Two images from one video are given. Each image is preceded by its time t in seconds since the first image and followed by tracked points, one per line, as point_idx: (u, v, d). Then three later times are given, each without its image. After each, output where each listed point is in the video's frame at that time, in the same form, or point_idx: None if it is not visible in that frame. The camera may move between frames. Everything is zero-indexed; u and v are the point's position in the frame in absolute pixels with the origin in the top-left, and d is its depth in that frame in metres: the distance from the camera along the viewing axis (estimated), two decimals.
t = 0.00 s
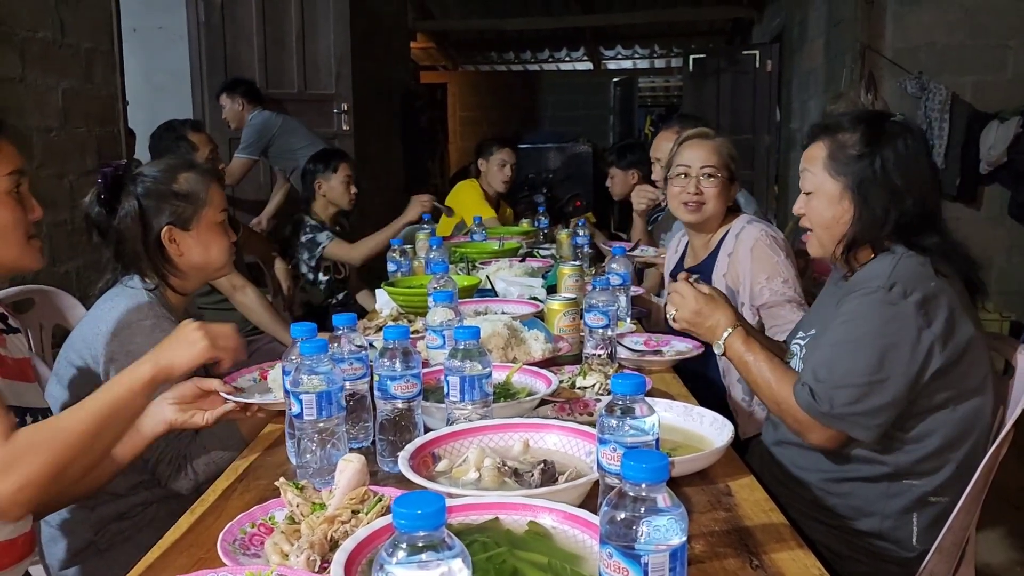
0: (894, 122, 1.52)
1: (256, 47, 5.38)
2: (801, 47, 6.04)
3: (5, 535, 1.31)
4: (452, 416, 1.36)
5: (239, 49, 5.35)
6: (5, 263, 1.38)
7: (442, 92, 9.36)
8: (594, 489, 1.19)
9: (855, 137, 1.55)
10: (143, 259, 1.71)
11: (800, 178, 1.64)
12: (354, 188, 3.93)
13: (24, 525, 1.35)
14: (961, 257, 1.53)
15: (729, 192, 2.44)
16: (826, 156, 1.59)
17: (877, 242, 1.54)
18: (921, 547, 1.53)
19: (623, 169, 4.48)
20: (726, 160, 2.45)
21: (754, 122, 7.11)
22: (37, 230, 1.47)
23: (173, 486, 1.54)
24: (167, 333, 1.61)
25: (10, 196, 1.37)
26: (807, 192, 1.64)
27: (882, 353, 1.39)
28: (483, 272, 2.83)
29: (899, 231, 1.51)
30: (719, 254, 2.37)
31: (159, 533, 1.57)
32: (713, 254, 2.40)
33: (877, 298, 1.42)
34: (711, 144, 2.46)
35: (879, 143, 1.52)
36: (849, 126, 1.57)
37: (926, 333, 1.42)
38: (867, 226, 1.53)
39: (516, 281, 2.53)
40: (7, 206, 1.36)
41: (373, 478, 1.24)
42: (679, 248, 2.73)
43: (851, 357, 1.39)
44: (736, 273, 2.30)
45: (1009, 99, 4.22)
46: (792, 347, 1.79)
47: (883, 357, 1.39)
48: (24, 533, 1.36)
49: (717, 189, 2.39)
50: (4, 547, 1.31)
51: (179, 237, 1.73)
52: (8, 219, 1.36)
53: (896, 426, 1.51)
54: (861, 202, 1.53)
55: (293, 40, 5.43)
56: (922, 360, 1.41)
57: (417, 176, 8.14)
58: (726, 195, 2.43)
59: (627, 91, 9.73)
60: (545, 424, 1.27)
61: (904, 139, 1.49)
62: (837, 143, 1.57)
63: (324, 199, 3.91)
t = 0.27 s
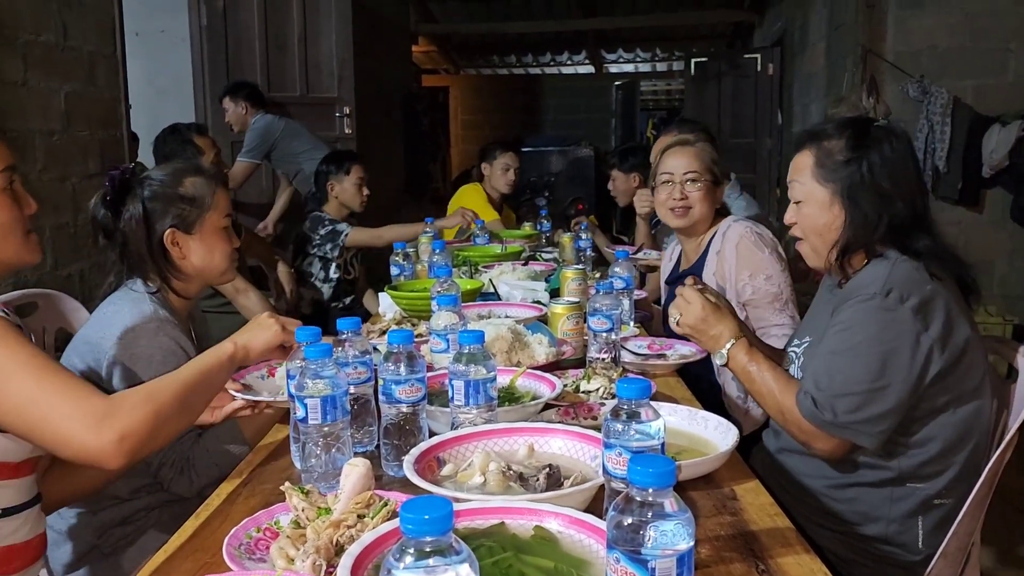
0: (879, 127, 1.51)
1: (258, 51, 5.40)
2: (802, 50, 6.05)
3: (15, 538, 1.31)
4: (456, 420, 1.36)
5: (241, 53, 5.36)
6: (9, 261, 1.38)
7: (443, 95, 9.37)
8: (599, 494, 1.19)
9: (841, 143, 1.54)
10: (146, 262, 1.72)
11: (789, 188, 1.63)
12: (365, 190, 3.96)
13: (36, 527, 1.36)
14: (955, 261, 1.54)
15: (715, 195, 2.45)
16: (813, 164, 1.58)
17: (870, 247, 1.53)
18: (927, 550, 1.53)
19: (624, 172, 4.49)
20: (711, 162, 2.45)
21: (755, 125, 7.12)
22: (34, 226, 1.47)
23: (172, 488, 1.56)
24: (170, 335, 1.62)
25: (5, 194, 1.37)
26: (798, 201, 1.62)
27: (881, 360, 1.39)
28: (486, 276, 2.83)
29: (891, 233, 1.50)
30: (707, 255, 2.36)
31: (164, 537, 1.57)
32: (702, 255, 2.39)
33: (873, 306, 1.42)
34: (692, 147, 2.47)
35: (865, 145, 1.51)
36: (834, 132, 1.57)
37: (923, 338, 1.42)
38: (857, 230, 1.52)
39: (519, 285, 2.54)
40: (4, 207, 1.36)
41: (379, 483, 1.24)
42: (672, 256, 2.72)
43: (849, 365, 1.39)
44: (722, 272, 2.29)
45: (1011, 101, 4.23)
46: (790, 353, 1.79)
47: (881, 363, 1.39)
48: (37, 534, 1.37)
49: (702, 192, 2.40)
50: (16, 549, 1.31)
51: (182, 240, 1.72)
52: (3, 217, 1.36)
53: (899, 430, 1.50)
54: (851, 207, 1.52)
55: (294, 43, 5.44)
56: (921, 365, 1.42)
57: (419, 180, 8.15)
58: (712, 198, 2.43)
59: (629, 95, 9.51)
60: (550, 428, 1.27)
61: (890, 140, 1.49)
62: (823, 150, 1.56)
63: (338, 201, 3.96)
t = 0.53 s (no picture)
0: (856, 135, 1.54)
1: (259, 54, 5.40)
2: (802, 53, 6.06)
3: (25, 541, 1.33)
4: (458, 423, 1.36)
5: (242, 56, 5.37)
6: (27, 264, 1.40)
7: (444, 98, 9.38)
8: (600, 497, 1.19)
9: (819, 152, 1.57)
10: (133, 265, 1.72)
11: (773, 199, 1.68)
12: (372, 194, 3.99)
13: (45, 530, 1.38)
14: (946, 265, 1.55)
15: (701, 199, 2.51)
16: (793, 174, 1.63)
17: (856, 253, 1.54)
18: (925, 554, 1.53)
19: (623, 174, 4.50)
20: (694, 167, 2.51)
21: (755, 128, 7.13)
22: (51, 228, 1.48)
23: (171, 489, 1.58)
24: (163, 339, 1.64)
25: (20, 199, 1.38)
26: (781, 212, 1.67)
27: (867, 365, 1.42)
28: (487, 279, 2.83)
29: (872, 241, 1.53)
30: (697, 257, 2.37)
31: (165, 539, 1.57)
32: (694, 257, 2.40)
33: (861, 313, 1.44)
34: (674, 155, 2.53)
35: (840, 154, 1.53)
36: (812, 142, 1.59)
37: (911, 345, 1.44)
38: (840, 235, 1.54)
39: (519, 288, 2.54)
40: (15, 209, 1.36)
41: (380, 486, 1.24)
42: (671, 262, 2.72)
43: (835, 369, 1.42)
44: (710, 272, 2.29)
45: (1011, 104, 4.24)
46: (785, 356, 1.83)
47: (868, 369, 1.42)
48: (46, 537, 1.39)
49: (688, 199, 2.47)
50: (26, 552, 1.34)
51: (171, 243, 1.73)
52: (14, 222, 1.35)
53: (890, 434, 1.51)
54: (830, 215, 1.54)
55: (295, 46, 5.45)
56: (908, 371, 1.44)
57: (419, 184, 8.16)
58: (699, 203, 2.51)
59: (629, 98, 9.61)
60: (552, 431, 1.27)
61: (867, 147, 1.51)
62: (802, 160, 1.60)
63: (345, 204, 3.98)
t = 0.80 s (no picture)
0: (839, 140, 1.57)
1: (259, 56, 5.41)
2: (801, 55, 6.07)
3: (32, 542, 1.35)
4: (456, 425, 1.37)
5: (241, 58, 5.37)
6: (47, 266, 1.41)
7: (443, 100, 9.39)
8: (599, 499, 1.19)
9: (801, 161, 1.61)
10: (129, 267, 1.72)
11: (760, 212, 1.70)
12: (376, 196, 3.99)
13: (49, 531, 1.39)
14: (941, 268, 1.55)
15: (680, 204, 2.69)
16: (778, 185, 1.65)
17: (848, 257, 1.56)
18: (924, 557, 1.52)
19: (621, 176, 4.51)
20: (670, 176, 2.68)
21: (755, 129, 7.13)
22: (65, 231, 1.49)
23: (166, 488, 1.59)
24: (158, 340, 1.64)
25: (38, 201, 1.37)
26: (770, 223, 1.69)
27: (859, 369, 1.43)
28: (486, 281, 2.83)
29: (861, 245, 1.54)
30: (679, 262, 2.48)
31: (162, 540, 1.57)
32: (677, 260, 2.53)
33: (853, 318, 1.45)
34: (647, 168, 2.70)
35: (824, 159, 1.56)
36: (795, 150, 1.63)
37: (904, 350, 1.44)
38: (828, 241, 1.56)
39: (519, 290, 2.55)
40: (32, 210, 1.36)
41: (378, 488, 1.24)
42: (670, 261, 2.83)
43: (825, 372, 1.43)
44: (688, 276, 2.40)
45: (1010, 106, 4.24)
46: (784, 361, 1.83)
47: (859, 373, 1.43)
48: (52, 539, 1.40)
49: (664, 209, 2.66)
50: (33, 552, 1.35)
51: (169, 243, 1.73)
52: (33, 223, 1.36)
53: (884, 437, 1.51)
54: (816, 221, 1.57)
55: (295, 48, 5.46)
56: (902, 376, 1.44)
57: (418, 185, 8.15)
58: (677, 208, 2.68)
59: (628, 99, 9.51)
60: (551, 433, 1.28)
61: (848, 151, 1.54)
62: (785, 169, 1.63)
63: (348, 205, 3.97)
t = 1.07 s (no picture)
0: (827, 142, 1.58)
1: (259, 57, 5.41)
2: (802, 56, 6.06)
3: (43, 540, 1.35)
4: (457, 425, 1.37)
5: (241, 59, 5.38)
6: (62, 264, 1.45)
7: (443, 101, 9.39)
8: (600, 499, 1.19)
9: (790, 167, 1.60)
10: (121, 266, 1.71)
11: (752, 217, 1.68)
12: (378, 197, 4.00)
13: (57, 530, 1.39)
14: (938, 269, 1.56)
15: (672, 209, 2.68)
16: (769, 192, 1.64)
17: (844, 258, 1.57)
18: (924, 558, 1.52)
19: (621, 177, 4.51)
20: (661, 180, 2.66)
21: (755, 130, 7.13)
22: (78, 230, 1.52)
23: (165, 487, 1.58)
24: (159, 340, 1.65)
25: (52, 202, 1.40)
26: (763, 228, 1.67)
27: (855, 371, 1.43)
28: (486, 282, 2.83)
29: (855, 245, 1.54)
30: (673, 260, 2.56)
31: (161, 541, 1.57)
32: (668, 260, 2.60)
33: (849, 320, 1.45)
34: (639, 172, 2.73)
35: (811, 165, 1.57)
36: (782, 156, 1.63)
37: (900, 352, 1.44)
38: (819, 245, 1.56)
39: (519, 290, 2.55)
40: (46, 211, 1.39)
41: (378, 488, 1.24)
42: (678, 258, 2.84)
43: (822, 374, 1.43)
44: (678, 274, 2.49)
45: (1011, 107, 4.24)
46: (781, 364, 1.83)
47: (856, 374, 1.43)
48: (59, 538, 1.40)
49: (651, 215, 2.67)
50: (42, 550, 1.35)
51: (161, 239, 1.74)
52: (47, 224, 1.39)
53: (883, 438, 1.51)
54: (808, 226, 1.56)
55: (295, 49, 5.46)
56: (898, 377, 1.44)
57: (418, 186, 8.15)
58: (668, 214, 2.68)
59: (629, 101, 9.47)
60: (552, 433, 1.28)
61: (834, 155, 1.55)
62: (774, 176, 1.63)
63: (351, 205, 3.98)
